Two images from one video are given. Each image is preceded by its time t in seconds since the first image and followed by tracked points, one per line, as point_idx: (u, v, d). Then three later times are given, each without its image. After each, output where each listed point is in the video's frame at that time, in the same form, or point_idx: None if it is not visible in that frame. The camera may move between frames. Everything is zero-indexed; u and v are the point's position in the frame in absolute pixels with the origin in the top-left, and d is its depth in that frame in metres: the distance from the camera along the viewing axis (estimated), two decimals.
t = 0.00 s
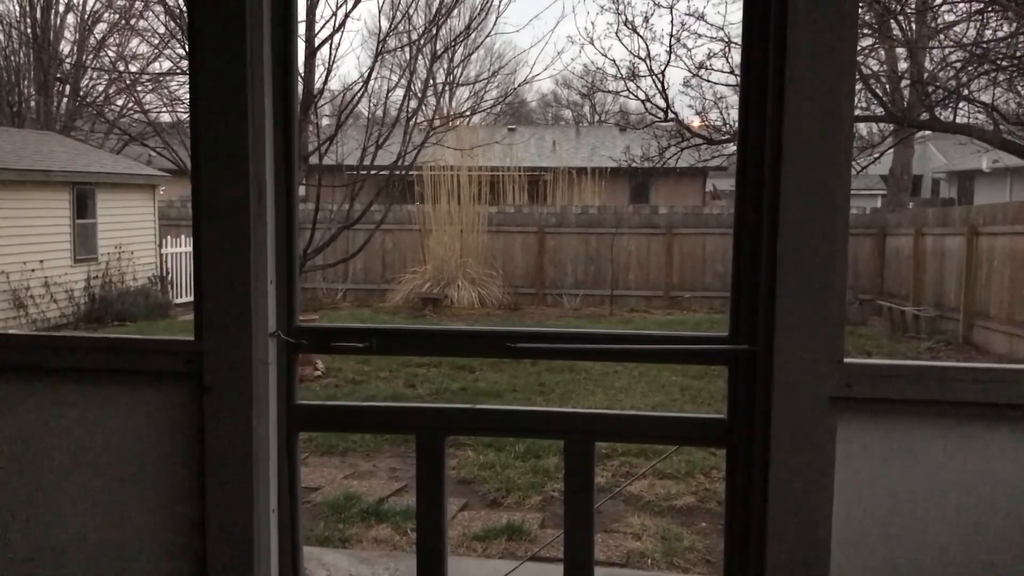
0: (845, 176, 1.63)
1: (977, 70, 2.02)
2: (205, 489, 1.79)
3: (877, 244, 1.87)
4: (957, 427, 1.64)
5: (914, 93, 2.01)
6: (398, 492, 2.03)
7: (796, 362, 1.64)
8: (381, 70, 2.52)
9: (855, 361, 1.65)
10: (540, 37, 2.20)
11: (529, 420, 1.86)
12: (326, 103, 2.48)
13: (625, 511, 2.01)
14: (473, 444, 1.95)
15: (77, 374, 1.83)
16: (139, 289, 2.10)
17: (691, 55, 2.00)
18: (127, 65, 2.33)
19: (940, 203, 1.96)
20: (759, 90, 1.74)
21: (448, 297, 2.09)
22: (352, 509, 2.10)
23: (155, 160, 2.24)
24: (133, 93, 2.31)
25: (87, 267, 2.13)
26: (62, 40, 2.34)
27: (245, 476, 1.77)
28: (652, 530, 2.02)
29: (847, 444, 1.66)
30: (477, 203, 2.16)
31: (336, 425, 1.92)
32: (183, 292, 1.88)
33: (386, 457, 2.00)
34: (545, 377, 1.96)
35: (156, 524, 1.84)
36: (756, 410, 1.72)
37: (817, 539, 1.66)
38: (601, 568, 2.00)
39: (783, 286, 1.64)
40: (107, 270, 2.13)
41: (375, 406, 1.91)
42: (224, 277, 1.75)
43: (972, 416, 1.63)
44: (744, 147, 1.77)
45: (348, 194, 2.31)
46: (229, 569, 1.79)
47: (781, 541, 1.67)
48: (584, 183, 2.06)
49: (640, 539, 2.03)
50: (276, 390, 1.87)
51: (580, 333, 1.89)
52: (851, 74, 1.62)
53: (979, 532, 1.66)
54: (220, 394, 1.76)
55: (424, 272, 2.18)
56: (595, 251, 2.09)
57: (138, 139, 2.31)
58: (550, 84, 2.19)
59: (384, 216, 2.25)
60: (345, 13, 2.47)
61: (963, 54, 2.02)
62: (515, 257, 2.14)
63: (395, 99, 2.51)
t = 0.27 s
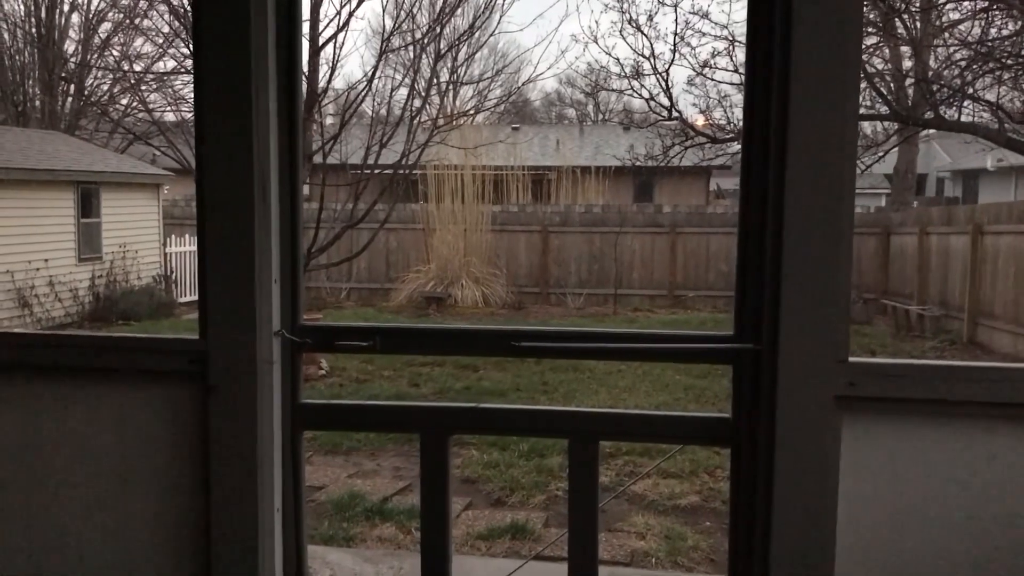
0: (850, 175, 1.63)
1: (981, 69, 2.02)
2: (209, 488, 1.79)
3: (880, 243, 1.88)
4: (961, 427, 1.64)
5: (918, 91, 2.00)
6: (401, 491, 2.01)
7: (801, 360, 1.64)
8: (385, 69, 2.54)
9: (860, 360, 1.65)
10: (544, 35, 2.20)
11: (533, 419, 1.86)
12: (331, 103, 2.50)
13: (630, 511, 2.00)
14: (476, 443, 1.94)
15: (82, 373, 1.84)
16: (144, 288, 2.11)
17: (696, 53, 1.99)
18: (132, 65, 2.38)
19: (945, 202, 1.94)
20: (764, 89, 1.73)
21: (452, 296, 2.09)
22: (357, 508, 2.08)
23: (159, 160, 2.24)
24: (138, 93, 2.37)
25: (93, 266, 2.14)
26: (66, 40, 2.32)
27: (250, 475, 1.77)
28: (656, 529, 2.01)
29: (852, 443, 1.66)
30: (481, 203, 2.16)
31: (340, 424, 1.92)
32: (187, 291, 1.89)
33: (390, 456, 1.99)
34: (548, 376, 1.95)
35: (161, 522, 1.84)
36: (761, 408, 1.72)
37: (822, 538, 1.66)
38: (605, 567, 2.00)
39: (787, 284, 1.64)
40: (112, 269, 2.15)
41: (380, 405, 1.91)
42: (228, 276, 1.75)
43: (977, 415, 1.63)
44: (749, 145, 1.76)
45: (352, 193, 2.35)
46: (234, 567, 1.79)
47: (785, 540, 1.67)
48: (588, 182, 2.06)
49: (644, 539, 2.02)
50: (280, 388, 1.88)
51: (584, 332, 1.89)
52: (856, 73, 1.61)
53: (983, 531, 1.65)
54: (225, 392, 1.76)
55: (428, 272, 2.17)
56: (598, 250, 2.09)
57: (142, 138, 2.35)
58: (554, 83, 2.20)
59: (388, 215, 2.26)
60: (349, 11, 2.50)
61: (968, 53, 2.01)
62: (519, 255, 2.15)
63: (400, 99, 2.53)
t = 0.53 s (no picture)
0: (854, 174, 1.63)
1: (986, 67, 2.00)
2: (214, 486, 1.79)
3: (884, 242, 1.87)
4: (965, 426, 1.63)
5: (922, 90, 1.99)
6: (404, 489, 2.01)
7: (804, 359, 1.64)
8: (389, 69, 2.53)
9: (864, 358, 1.65)
10: (548, 34, 2.18)
11: (537, 417, 1.86)
12: (334, 102, 2.48)
13: (633, 510, 2.00)
14: (481, 442, 1.94)
15: (87, 372, 1.84)
16: (149, 286, 2.12)
17: (699, 52, 1.98)
18: (136, 64, 2.35)
19: (950, 200, 1.94)
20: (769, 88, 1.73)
21: (455, 294, 2.09)
22: (360, 507, 2.07)
23: (163, 159, 2.20)
24: (142, 91, 2.34)
25: (97, 265, 2.14)
26: (71, 39, 2.34)
27: (254, 473, 1.78)
28: (660, 528, 2.01)
29: (856, 442, 1.66)
30: (484, 201, 2.17)
31: (345, 422, 1.92)
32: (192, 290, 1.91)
33: (393, 455, 1.98)
34: (551, 375, 1.95)
35: (166, 520, 1.85)
36: (764, 407, 1.72)
37: (826, 536, 1.66)
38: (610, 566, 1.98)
39: (791, 284, 1.64)
40: (116, 268, 2.15)
41: (384, 403, 1.91)
42: (233, 275, 1.75)
43: (981, 413, 1.63)
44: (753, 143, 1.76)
45: (356, 192, 2.35)
46: (239, 565, 1.79)
47: (790, 538, 1.67)
48: (591, 181, 2.07)
49: (648, 538, 2.01)
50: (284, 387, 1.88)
51: (588, 331, 1.90)
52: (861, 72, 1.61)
53: (988, 531, 1.65)
54: (230, 390, 1.76)
55: (431, 271, 2.18)
56: (602, 249, 2.09)
57: (146, 137, 2.31)
58: (558, 81, 2.19)
59: (391, 214, 2.27)
60: (352, 10, 2.48)
61: (973, 52, 2.00)
62: (522, 254, 2.14)
63: (403, 97, 2.50)
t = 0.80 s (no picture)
0: (858, 173, 1.63)
1: (991, 65, 1.99)
2: (218, 485, 1.79)
3: (889, 241, 1.86)
4: (971, 425, 1.63)
5: (926, 88, 1.98)
6: (406, 488, 2.02)
7: (809, 358, 1.64)
8: (392, 68, 2.60)
9: (869, 357, 1.65)
10: (551, 34, 2.19)
11: (540, 416, 1.86)
12: (338, 100, 2.57)
13: (636, 508, 1.97)
14: (484, 441, 1.94)
15: (92, 372, 1.84)
16: (152, 286, 2.12)
17: (702, 50, 1.98)
18: (140, 62, 2.37)
19: (954, 199, 1.93)
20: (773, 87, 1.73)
21: (459, 293, 2.09)
22: (364, 505, 2.08)
23: (169, 158, 2.30)
24: (146, 91, 2.35)
25: (100, 265, 2.12)
26: (75, 38, 2.35)
27: (259, 472, 1.78)
28: (664, 528, 1.98)
29: (861, 442, 1.66)
30: (488, 201, 2.17)
31: (349, 422, 1.92)
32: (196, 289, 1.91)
33: (397, 454, 1.98)
34: (555, 374, 1.94)
35: (170, 519, 1.85)
36: (768, 407, 1.72)
37: (830, 535, 1.66)
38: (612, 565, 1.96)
39: (796, 283, 1.64)
40: (120, 267, 2.15)
41: (389, 402, 1.92)
42: (237, 274, 1.75)
43: (986, 413, 1.63)
44: (757, 142, 1.76)
45: (359, 192, 2.35)
46: (244, 563, 1.80)
47: (795, 537, 1.67)
48: (594, 181, 2.06)
49: (652, 537, 1.99)
50: (289, 386, 1.88)
51: (591, 330, 1.90)
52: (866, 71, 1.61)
53: (993, 530, 1.65)
54: (234, 390, 1.77)
55: (435, 270, 2.18)
56: (606, 248, 2.09)
57: (149, 136, 2.33)
58: (561, 80, 2.19)
59: (395, 213, 2.27)
60: (356, 10, 2.57)
61: (978, 50, 1.99)
62: (526, 253, 2.13)
63: (406, 96, 2.58)
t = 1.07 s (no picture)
0: (863, 173, 1.62)
1: (996, 65, 1.98)
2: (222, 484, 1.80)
3: (892, 242, 1.88)
4: (975, 426, 1.63)
5: (932, 88, 1.98)
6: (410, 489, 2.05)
7: (812, 359, 1.64)
8: (395, 68, 2.64)
9: (872, 358, 1.65)
10: (554, 34, 2.27)
11: (544, 416, 1.85)
12: (344, 100, 2.61)
13: (639, 509, 2.00)
14: (487, 441, 1.94)
15: (95, 372, 1.85)
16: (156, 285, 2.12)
17: (707, 51, 1.97)
18: (145, 63, 2.51)
19: (959, 199, 1.92)
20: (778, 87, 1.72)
21: (463, 293, 2.09)
22: (368, 505, 2.10)
23: (171, 157, 2.32)
24: (150, 91, 2.47)
25: (104, 264, 2.13)
26: (80, 39, 2.37)
27: (263, 471, 1.78)
28: (668, 528, 2.02)
29: (865, 442, 1.65)
30: (491, 200, 2.17)
31: (353, 421, 1.92)
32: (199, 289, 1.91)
33: (399, 454, 1.99)
34: (559, 373, 1.95)
35: (174, 518, 1.85)
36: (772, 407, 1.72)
37: (834, 536, 1.66)
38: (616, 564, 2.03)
39: (800, 283, 1.64)
40: (124, 267, 2.15)
41: (392, 402, 1.92)
42: (241, 274, 1.75)
43: (990, 413, 1.62)
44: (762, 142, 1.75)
45: (363, 190, 2.43)
46: (247, 563, 1.80)
47: (798, 538, 1.67)
48: (598, 182, 2.06)
49: (655, 537, 2.04)
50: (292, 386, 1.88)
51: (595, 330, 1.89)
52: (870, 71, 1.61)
53: (997, 531, 1.64)
54: (237, 389, 1.77)
55: (439, 269, 2.17)
56: (609, 248, 2.09)
57: (155, 137, 2.41)
58: (564, 80, 2.25)
59: (398, 213, 2.30)
60: (360, 10, 2.57)
61: (982, 50, 1.99)
62: (529, 253, 2.13)
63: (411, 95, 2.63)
